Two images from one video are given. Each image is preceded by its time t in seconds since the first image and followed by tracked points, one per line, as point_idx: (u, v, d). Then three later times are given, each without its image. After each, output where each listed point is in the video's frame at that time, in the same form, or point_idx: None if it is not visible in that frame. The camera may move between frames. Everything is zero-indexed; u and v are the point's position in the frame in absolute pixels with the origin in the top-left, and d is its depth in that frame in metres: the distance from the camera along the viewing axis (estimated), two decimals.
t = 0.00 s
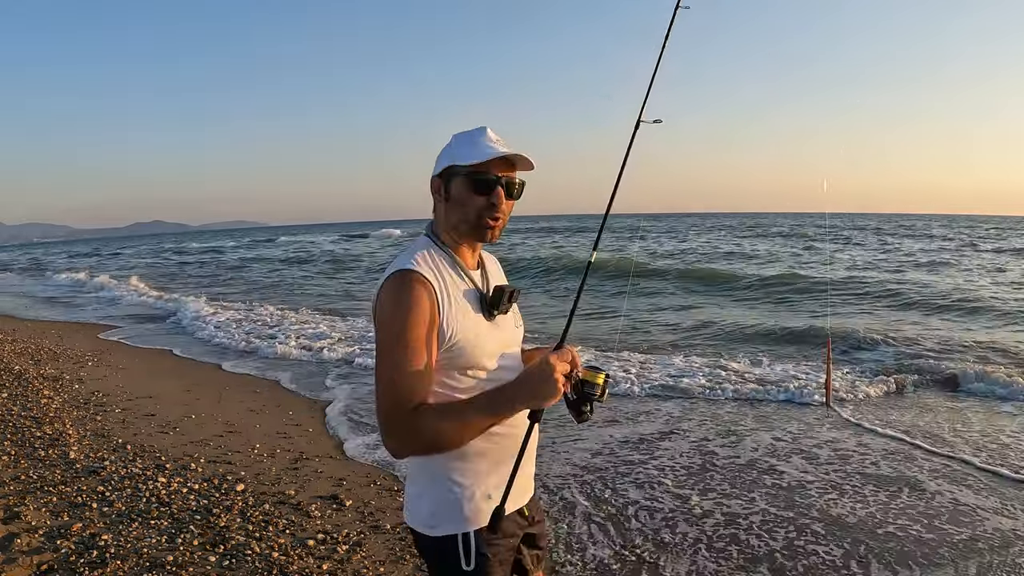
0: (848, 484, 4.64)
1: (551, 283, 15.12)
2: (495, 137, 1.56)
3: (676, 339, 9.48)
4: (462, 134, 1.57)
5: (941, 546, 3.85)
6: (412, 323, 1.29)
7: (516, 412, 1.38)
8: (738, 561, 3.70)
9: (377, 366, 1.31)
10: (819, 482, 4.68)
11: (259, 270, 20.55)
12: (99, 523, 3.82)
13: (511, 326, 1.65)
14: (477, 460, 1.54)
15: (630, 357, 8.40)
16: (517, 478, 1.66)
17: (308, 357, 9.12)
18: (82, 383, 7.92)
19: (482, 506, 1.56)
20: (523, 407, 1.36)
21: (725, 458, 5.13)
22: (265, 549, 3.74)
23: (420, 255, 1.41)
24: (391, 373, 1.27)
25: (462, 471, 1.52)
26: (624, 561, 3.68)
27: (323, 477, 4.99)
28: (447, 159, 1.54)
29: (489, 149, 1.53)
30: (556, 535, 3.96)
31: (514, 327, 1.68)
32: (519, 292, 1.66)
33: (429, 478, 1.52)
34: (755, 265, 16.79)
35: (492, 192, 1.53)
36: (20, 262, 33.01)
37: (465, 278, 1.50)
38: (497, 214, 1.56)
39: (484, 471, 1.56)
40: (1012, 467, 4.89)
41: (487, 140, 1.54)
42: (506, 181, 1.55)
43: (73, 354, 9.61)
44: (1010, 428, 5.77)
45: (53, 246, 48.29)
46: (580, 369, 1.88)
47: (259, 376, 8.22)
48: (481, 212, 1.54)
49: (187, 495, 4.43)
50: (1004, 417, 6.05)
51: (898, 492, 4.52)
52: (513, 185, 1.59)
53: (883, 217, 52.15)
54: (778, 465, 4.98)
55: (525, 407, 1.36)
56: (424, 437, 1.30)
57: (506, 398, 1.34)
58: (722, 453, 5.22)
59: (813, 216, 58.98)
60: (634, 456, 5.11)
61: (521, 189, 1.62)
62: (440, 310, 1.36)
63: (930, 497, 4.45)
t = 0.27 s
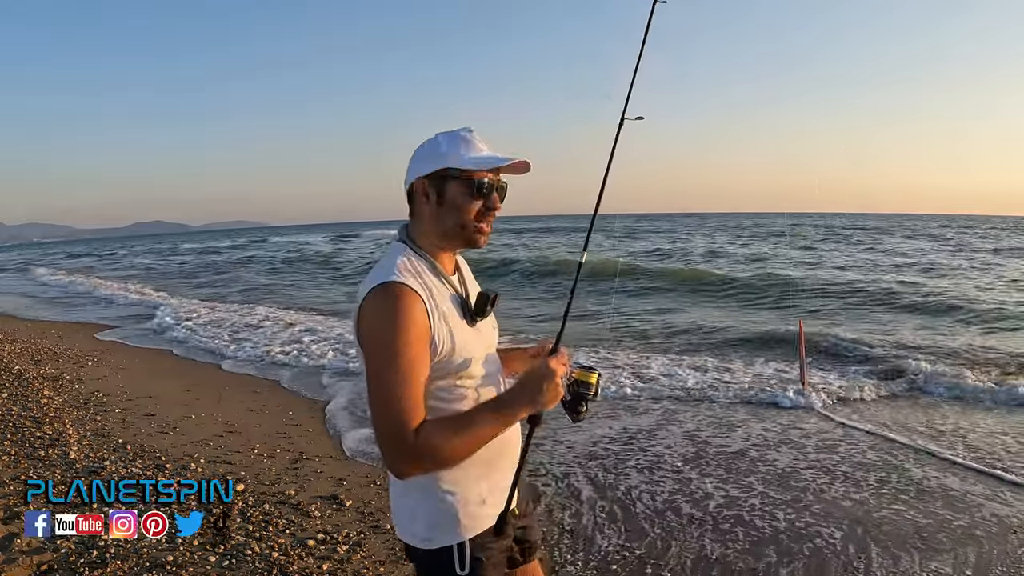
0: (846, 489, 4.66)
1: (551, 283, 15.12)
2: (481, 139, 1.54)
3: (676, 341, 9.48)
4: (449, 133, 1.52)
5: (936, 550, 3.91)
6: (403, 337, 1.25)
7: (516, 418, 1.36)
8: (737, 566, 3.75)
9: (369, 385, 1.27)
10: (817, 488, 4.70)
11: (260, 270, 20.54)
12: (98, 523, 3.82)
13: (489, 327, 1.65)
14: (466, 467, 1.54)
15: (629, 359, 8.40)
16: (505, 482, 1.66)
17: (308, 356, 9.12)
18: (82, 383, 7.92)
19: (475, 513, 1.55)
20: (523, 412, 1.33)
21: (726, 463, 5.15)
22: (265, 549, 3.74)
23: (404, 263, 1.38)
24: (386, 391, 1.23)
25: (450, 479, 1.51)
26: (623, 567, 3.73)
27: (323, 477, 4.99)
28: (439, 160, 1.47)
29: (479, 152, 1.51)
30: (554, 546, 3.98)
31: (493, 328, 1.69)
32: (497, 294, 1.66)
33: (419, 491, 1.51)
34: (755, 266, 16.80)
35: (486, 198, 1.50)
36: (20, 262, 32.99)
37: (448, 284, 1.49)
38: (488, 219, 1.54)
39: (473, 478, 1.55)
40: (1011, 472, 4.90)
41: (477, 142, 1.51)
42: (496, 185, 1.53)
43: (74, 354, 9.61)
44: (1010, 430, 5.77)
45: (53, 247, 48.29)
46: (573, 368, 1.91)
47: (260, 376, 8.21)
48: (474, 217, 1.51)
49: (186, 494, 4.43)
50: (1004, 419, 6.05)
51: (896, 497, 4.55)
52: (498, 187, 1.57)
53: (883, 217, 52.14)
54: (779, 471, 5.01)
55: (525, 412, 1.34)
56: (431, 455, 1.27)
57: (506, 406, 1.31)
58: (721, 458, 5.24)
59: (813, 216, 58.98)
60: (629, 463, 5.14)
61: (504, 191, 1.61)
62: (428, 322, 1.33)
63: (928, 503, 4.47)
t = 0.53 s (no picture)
0: (845, 492, 4.69)
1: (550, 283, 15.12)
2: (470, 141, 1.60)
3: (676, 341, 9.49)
4: (447, 134, 1.54)
5: (933, 552, 3.96)
6: (396, 346, 1.24)
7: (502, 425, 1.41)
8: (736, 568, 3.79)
9: (359, 394, 1.25)
10: (816, 491, 4.73)
11: (260, 270, 20.52)
12: (96, 523, 3.81)
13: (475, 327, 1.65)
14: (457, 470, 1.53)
15: (628, 360, 8.40)
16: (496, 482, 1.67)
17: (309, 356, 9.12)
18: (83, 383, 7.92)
19: (468, 515, 1.56)
20: (509, 418, 1.38)
21: (726, 466, 5.16)
22: (265, 549, 3.74)
23: (388, 267, 1.37)
24: (379, 402, 1.22)
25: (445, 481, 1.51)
26: (624, 569, 3.78)
27: (323, 477, 4.99)
28: (449, 160, 1.48)
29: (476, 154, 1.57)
30: (557, 546, 4.02)
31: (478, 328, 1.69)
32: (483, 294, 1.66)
33: (411, 495, 1.51)
34: (753, 266, 16.81)
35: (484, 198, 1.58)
36: (19, 262, 32.94)
37: (434, 286, 1.49)
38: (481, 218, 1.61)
39: (465, 480, 1.55)
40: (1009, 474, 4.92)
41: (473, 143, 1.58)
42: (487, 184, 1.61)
43: (74, 354, 9.60)
44: (1008, 431, 5.79)
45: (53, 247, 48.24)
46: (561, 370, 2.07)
47: (259, 376, 8.21)
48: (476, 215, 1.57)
49: (186, 494, 4.43)
50: (1001, 419, 6.06)
51: (894, 500, 4.58)
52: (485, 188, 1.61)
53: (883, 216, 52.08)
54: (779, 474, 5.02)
55: (511, 420, 1.39)
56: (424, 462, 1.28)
57: (494, 413, 1.36)
58: (721, 460, 5.25)
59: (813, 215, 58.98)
60: (627, 465, 5.17)
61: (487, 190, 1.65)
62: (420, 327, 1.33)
63: (928, 505, 4.49)
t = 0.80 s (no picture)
0: (846, 492, 4.68)
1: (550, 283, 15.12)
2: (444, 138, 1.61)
3: (676, 341, 9.49)
4: (422, 133, 1.53)
5: (936, 551, 3.94)
6: (379, 351, 1.24)
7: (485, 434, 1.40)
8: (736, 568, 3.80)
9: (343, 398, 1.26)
10: (817, 491, 4.72)
11: (260, 270, 20.52)
12: (96, 523, 3.81)
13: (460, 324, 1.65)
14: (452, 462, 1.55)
15: (628, 361, 8.41)
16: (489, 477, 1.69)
17: (309, 356, 9.12)
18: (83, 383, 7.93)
19: (464, 509, 1.56)
20: (493, 429, 1.37)
21: (726, 465, 5.16)
22: (265, 549, 3.75)
23: (372, 270, 1.36)
24: (361, 405, 1.22)
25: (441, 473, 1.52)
26: (624, 569, 3.79)
27: (323, 477, 5.00)
28: (428, 160, 1.48)
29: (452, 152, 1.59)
30: (559, 546, 4.02)
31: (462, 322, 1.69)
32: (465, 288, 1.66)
33: (407, 489, 1.51)
34: (753, 266, 16.80)
35: (461, 195, 1.60)
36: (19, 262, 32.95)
37: (418, 286, 1.48)
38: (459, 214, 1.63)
39: (460, 473, 1.57)
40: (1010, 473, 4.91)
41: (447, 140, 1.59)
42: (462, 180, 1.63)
43: (74, 354, 9.61)
44: (1008, 431, 5.79)
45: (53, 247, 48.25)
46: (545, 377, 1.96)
47: (259, 376, 8.22)
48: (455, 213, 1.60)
49: (186, 494, 4.44)
50: (1001, 419, 6.06)
51: (897, 499, 4.56)
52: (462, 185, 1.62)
53: (884, 216, 52.05)
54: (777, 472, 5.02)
55: (494, 431, 1.38)
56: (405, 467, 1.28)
57: (477, 422, 1.36)
58: (721, 459, 5.25)
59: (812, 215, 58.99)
60: (627, 464, 5.18)
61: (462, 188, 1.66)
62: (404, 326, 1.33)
63: (929, 505, 4.48)
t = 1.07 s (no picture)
0: (845, 492, 4.68)
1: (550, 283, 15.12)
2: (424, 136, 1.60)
3: (676, 341, 9.49)
4: (398, 134, 1.53)
5: (937, 551, 3.93)
6: (355, 337, 1.26)
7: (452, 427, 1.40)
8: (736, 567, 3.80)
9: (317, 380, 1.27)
10: (816, 490, 4.72)
11: (260, 270, 20.52)
12: (95, 523, 3.81)
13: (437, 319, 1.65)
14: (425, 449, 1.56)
15: (628, 361, 8.42)
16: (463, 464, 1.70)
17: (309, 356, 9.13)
18: (83, 383, 7.94)
19: (438, 495, 1.57)
20: (460, 422, 1.37)
21: (726, 464, 5.17)
22: (265, 549, 3.75)
23: (355, 262, 1.37)
24: (332, 388, 1.24)
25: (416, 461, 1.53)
26: (624, 569, 3.79)
27: (323, 476, 5.01)
28: (401, 159, 1.49)
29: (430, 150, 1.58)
30: (558, 546, 4.02)
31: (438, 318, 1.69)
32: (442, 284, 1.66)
33: (380, 476, 1.52)
34: (753, 266, 16.80)
35: (438, 194, 1.59)
36: (19, 262, 32.96)
37: (396, 279, 1.48)
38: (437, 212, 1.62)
39: (433, 461, 1.58)
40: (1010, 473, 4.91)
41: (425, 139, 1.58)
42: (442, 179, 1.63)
43: (74, 355, 9.61)
44: (1008, 430, 5.79)
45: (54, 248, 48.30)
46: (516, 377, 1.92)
47: (259, 376, 8.23)
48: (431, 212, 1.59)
49: (186, 493, 4.45)
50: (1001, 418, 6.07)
51: (897, 500, 4.55)
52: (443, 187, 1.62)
53: (884, 215, 52.04)
54: (777, 471, 5.03)
55: (459, 425, 1.38)
56: (369, 455, 1.30)
57: (444, 415, 1.36)
58: (720, 459, 5.25)
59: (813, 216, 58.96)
60: (625, 464, 5.19)
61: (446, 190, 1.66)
62: (380, 317, 1.33)
63: (929, 505, 4.47)
